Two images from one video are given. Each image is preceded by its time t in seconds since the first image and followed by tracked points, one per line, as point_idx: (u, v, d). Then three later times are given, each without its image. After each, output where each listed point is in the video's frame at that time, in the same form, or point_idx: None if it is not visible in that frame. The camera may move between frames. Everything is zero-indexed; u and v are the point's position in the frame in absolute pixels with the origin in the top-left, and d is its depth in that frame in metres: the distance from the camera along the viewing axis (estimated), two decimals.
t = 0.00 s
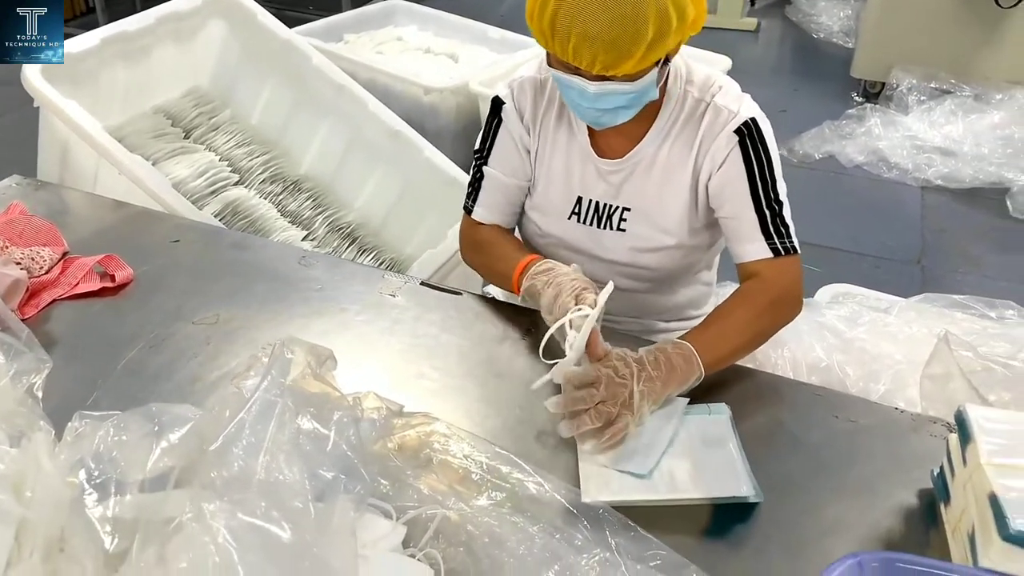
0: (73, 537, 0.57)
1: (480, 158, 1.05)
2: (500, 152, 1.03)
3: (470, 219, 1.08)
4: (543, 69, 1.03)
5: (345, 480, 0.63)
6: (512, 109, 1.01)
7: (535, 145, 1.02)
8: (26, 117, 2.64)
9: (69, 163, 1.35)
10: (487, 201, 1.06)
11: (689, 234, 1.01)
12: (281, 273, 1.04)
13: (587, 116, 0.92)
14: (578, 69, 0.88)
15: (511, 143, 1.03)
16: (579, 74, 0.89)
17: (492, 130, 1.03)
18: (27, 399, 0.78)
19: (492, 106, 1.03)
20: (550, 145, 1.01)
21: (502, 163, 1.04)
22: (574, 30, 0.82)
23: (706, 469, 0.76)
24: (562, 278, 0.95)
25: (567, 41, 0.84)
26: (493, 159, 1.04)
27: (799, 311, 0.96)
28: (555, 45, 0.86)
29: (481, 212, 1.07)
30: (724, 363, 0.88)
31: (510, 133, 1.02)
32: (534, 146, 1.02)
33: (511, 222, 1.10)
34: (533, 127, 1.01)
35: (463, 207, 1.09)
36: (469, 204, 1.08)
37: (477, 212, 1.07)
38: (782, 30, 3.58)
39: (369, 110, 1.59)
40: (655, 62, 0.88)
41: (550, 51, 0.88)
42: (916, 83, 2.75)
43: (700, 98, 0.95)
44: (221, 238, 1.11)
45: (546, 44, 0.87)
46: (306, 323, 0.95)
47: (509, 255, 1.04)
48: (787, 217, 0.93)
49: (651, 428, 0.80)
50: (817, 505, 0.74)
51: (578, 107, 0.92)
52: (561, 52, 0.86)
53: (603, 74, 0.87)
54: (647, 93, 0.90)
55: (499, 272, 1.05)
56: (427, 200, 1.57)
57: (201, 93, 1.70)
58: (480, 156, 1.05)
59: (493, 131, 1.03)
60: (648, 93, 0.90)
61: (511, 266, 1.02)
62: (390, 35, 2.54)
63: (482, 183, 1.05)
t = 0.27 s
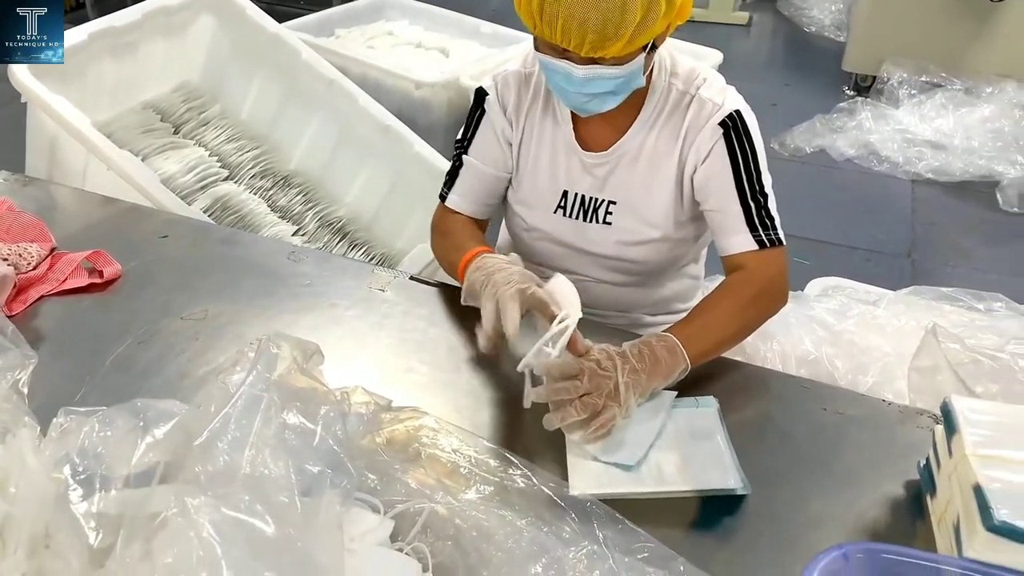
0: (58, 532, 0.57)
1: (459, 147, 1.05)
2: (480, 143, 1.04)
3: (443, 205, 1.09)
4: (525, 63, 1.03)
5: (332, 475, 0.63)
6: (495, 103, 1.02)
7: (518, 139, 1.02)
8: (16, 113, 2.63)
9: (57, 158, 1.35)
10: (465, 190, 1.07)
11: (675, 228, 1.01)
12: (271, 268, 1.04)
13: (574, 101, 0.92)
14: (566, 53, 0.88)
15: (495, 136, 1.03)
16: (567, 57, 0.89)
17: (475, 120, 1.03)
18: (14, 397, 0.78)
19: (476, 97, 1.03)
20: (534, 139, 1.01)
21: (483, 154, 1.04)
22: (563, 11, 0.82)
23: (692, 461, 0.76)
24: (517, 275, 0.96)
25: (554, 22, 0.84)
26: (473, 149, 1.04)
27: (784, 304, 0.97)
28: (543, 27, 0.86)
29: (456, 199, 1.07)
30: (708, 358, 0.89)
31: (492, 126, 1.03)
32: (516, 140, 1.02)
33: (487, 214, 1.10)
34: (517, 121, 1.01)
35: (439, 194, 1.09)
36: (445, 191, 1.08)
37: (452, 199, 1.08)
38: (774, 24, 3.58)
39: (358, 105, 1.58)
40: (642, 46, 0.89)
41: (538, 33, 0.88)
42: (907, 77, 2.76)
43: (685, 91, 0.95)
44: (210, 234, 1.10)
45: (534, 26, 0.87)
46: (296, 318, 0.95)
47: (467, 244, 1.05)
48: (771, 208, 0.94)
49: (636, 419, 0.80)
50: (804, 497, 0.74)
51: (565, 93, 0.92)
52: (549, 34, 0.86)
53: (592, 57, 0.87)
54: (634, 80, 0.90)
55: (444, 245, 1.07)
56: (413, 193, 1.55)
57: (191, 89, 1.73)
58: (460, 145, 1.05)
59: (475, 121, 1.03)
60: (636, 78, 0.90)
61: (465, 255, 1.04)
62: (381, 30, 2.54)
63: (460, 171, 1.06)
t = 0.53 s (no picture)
0: (47, 529, 0.57)
1: (448, 142, 1.05)
2: (469, 138, 1.03)
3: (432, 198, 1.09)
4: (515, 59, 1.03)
5: (321, 470, 0.64)
6: (484, 99, 1.01)
7: (509, 134, 1.02)
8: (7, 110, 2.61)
9: (47, 154, 1.34)
10: (453, 185, 1.06)
11: (665, 221, 1.01)
12: (262, 264, 1.03)
13: (571, 94, 0.92)
14: (565, 44, 0.89)
15: (484, 132, 1.03)
16: (565, 49, 0.89)
17: (463, 117, 1.03)
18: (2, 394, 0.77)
19: (465, 93, 1.03)
20: (525, 133, 1.01)
21: (471, 150, 1.04)
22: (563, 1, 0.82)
23: (685, 455, 0.76)
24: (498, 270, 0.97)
25: (554, 12, 0.84)
26: (462, 144, 1.04)
27: (767, 300, 0.98)
28: (543, 18, 0.86)
29: (445, 195, 1.07)
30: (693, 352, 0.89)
31: (481, 123, 1.02)
32: (506, 136, 1.02)
33: (478, 209, 1.10)
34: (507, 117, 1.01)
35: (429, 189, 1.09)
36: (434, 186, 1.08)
37: (442, 194, 1.07)
38: (767, 18, 3.58)
39: (349, 100, 1.58)
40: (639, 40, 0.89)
41: (537, 24, 0.88)
42: (898, 71, 2.76)
43: (676, 85, 0.95)
44: (201, 229, 1.10)
45: (532, 17, 0.87)
46: (287, 314, 0.95)
47: (455, 236, 1.05)
48: (759, 203, 0.94)
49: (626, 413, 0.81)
50: (794, 489, 0.74)
51: (560, 85, 0.92)
52: (548, 24, 0.86)
53: (590, 50, 0.87)
54: (631, 73, 0.90)
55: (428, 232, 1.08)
56: (405, 188, 1.55)
57: (182, 84, 1.73)
58: (449, 140, 1.05)
59: (464, 117, 1.03)
60: (633, 72, 0.90)
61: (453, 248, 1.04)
62: (373, 24, 2.53)
63: (449, 166, 1.06)
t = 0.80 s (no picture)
0: (35, 525, 0.57)
1: (442, 128, 1.05)
2: (463, 126, 1.03)
3: (424, 185, 1.09)
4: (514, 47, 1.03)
5: (310, 464, 0.64)
6: (481, 84, 1.01)
7: (503, 123, 1.02)
8: None
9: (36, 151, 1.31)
10: (444, 170, 1.07)
11: (657, 217, 1.01)
12: (252, 259, 1.03)
13: (569, 87, 0.92)
14: (566, 37, 0.89)
15: (479, 120, 1.03)
16: (566, 42, 0.89)
17: (459, 103, 1.03)
18: None
19: (462, 79, 1.03)
20: (518, 124, 1.01)
21: (464, 138, 1.04)
22: None
23: (675, 449, 0.76)
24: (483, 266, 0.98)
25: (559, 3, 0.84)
26: (455, 131, 1.04)
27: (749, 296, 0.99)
28: (546, 10, 0.86)
29: (436, 180, 1.08)
30: (681, 348, 0.90)
31: (477, 109, 1.02)
32: (501, 124, 1.02)
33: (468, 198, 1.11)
34: (503, 105, 1.01)
35: (420, 174, 1.10)
36: (426, 172, 1.09)
37: (433, 180, 1.08)
38: (759, 12, 3.58)
39: (340, 95, 1.58)
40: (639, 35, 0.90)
41: (539, 16, 0.88)
42: (890, 64, 2.77)
43: (671, 80, 0.95)
44: (191, 225, 1.10)
45: (535, 10, 0.87)
46: (278, 309, 0.95)
47: (444, 228, 1.06)
48: (746, 201, 0.95)
49: (613, 408, 0.81)
50: (783, 480, 0.75)
51: (559, 77, 0.92)
52: (551, 17, 0.86)
53: (591, 43, 0.87)
54: (629, 67, 0.91)
55: (417, 219, 1.09)
56: (396, 183, 1.55)
57: (172, 79, 1.72)
58: (443, 126, 1.05)
59: (460, 102, 1.03)
60: (632, 67, 0.91)
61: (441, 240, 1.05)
62: (365, 19, 2.52)
63: (442, 152, 1.06)
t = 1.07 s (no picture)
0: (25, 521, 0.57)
1: (432, 116, 1.05)
2: (454, 117, 1.03)
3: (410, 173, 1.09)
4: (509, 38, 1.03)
5: (300, 459, 0.64)
6: (474, 75, 1.02)
7: (496, 115, 1.02)
8: None
9: (26, 147, 1.31)
10: (432, 158, 1.06)
11: (649, 213, 1.02)
12: (243, 255, 1.03)
13: (566, 83, 0.92)
14: (565, 34, 0.89)
15: (471, 111, 1.03)
16: (564, 38, 0.89)
17: (451, 92, 1.03)
18: None
19: (455, 68, 1.03)
20: (512, 117, 1.01)
21: (454, 128, 1.04)
22: None
23: (664, 443, 0.77)
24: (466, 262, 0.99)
25: None
26: (445, 121, 1.04)
27: (736, 292, 0.99)
28: (546, 7, 0.85)
29: (422, 168, 1.07)
30: (672, 342, 0.90)
31: (470, 99, 1.02)
32: (494, 117, 1.02)
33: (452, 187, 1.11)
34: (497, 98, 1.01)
35: (407, 161, 1.09)
36: (413, 159, 1.08)
37: (419, 168, 1.08)
38: (750, 6, 3.58)
39: (332, 90, 1.58)
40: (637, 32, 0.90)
41: (539, 12, 0.88)
42: (881, 58, 2.77)
43: (664, 77, 0.96)
44: (182, 221, 1.10)
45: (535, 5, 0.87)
46: (269, 305, 0.95)
47: (426, 222, 1.06)
48: (734, 201, 0.95)
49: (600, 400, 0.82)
50: (773, 473, 0.75)
51: (556, 72, 0.92)
52: (550, 13, 0.86)
53: (590, 40, 0.87)
54: (626, 65, 0.91)
55: (400, 208, 1.09)
56: (388, 178, 1.55)
57: (163, 75, 1.72)
58: (433, 114, 1.05)
59: (452, 92, 1.03)
60: (629, 64, 0.91)
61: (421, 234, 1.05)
62: (356, 13, 2.51)
63: (430, 140, 1.06)
